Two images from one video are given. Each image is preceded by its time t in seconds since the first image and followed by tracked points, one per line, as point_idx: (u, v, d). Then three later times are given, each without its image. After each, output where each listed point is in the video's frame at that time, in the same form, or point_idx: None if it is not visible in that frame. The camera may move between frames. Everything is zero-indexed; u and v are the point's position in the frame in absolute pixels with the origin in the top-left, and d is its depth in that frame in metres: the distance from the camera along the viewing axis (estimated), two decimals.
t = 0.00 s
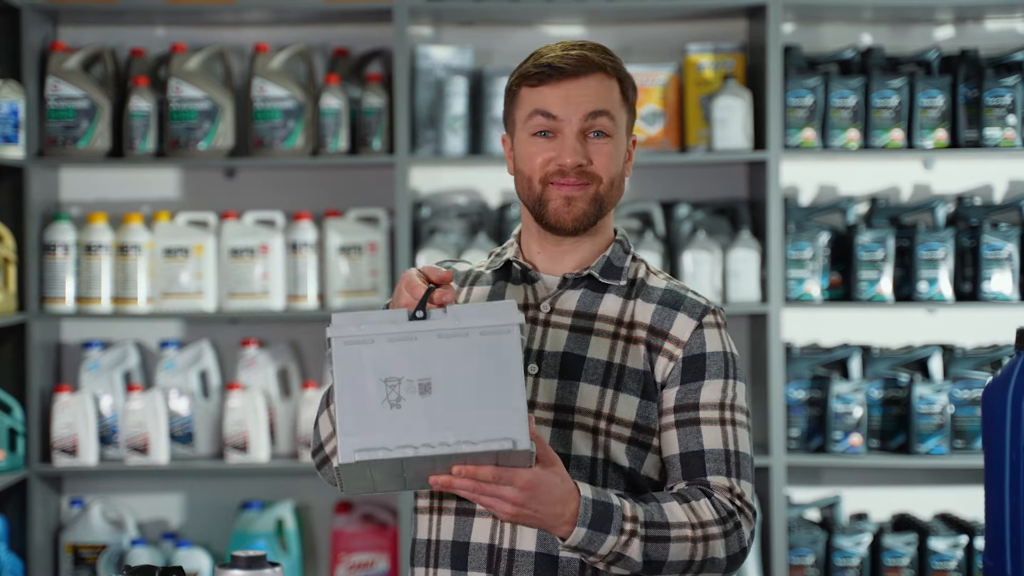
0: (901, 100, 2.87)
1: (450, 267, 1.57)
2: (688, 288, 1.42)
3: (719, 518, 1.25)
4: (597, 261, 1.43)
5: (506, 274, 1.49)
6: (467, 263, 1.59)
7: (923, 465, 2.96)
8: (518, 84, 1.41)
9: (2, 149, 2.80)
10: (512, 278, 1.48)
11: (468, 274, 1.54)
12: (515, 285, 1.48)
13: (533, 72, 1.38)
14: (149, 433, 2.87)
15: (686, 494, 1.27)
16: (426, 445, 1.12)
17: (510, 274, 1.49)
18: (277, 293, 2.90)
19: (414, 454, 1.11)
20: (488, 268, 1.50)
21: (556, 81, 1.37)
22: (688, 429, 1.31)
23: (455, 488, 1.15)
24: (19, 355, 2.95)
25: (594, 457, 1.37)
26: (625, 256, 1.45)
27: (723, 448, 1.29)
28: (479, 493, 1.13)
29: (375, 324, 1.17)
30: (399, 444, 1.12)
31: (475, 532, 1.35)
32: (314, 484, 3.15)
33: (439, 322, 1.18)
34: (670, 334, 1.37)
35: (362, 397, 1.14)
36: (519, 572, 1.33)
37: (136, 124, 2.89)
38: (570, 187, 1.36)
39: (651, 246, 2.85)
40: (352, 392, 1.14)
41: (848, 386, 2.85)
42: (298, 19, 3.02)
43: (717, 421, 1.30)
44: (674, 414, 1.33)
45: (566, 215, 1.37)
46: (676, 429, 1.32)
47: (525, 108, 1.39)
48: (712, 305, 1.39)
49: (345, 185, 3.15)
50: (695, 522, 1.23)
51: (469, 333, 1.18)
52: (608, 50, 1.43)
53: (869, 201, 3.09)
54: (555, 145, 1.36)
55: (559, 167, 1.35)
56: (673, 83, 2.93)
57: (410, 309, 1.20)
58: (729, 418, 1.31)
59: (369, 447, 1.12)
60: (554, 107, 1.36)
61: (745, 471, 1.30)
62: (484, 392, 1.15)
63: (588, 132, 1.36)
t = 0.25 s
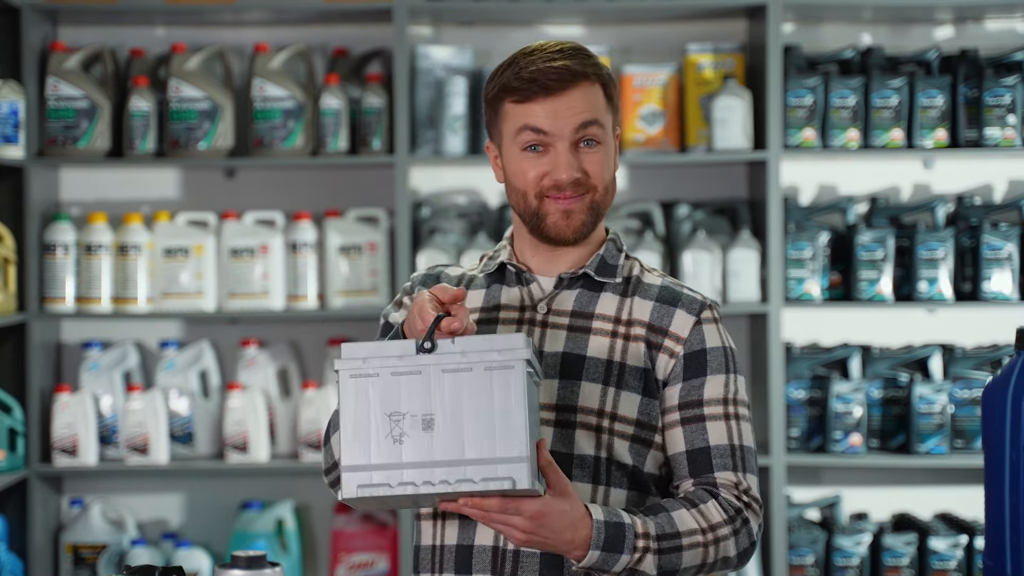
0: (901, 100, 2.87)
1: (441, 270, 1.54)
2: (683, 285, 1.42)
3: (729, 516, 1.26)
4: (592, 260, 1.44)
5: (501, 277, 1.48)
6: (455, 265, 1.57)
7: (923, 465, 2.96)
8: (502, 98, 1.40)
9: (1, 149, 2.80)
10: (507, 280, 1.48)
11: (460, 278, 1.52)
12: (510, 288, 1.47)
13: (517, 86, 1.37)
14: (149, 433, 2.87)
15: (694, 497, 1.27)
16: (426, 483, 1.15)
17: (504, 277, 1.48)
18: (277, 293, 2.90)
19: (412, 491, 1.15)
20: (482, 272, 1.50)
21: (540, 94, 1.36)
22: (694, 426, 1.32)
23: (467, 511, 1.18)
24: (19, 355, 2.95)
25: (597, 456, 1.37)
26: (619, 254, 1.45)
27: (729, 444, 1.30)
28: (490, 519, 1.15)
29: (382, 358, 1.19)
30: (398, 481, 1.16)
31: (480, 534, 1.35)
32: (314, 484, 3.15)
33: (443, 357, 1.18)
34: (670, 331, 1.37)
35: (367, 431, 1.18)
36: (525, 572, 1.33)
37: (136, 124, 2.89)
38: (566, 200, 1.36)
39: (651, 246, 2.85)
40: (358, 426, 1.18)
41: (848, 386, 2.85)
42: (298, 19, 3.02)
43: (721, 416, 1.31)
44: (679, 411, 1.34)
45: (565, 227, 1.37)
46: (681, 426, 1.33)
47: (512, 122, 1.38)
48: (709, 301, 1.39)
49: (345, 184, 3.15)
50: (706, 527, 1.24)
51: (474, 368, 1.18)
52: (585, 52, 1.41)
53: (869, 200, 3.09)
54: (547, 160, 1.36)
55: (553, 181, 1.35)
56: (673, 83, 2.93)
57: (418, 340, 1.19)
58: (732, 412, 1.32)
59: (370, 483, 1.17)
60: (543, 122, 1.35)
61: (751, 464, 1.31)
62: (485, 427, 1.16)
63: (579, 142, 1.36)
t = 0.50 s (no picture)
0: (901, 100, 2.87)
1: (438, 271, 1.54)
2: (681, 282, 1.43)
3: (731, 515, 1.27)
4: (590, 259, 1.43)
5: (499, 278, 1.48)
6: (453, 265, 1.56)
7: (923, 465, 2.95)
8: (496, 92, 1.40)
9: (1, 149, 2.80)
10: (505, 281, 1.47)
11: (458, 279, 1.52)
12: (508, 289, 1.47)
13: (510, 79, 1.38)
14: (149, 434, 2.87)
15: (695, 497, 1.27)
16: (428, 491, 1.18)
17: (503, 277, 1.48)
18: (277, 293, 2.90)
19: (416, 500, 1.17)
20: (479, 272, 1.49)
21: (533, 87, 1.36)
22: (695, 424, 1.32)
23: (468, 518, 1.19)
24: (19, 355, 2.95)
25: (597, 456, 1.37)
26: (616, 253, 1.46)
27: (730, 441, 1.31)
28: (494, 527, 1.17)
29: (383, 366, 1.20)
30: (401, 490, 1.18)
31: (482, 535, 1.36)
32: (314, 484, 3.15)
33: (446, 365, 1.19)
34: (669, 330, 1.38)
35: (369, 440, 1.19)
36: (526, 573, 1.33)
37: (136, 124, 2.89)
38: (561, 191, 1.36)
39: (651, 246, 2.85)
40: (360, 434, 1.19)
41: (848, 386, 2.85)
42: (298, 19, 3.02)
43: (722, 414, 1.32)
44: (680, 409, 1.34)
45: (561, 218, 1.37)
46: (682, 425, 1.33)
47: (507, 116, 1.38)
48: (707, 298, 1.40)
49: (345, 184, 3.15)
50: (707, 527, 1.25)
51: (476, 375, 1.19)
52: (580, 48, 1.42)
53: (868, 201, 3.09)
54: (541, 151, 1.35)
55: (548, 173, 1.35)
56: (673, 83, 2.93)
57: (420, 348, 1.19)
58: (733, 410, 1.32)
59: (373, 492, 1.18)
60: (536, 114, 1.35)
61: (751, 461, 1.32)
62: (488, 435, 1.17)
63: (573, 134, 1.36)
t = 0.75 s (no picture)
0: (901, 100, 2.87)
1: (439, 269, 1.53)
2: (683, 283, 1.43)
3: (734, 513, 1.27)
4: (593, 259, 1.43)
5: (501, 277, 1.48)
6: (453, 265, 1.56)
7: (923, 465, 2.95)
8: (498, 93, 1.39)
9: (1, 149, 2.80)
10: (507, 280, 1.47)
11: (459, 277, 1.51)
12: (510, 288, 1.46)
13: (513, 82, 1.37)
14: (149, 434, 2.87)
15: (698, 494, 1.29)
16: (437, 493, 1.18)
17: (504, 276, 1.47)
18: (277, 293, 2.91)
19: (425, 502, 1.18)
20: (480, 272, 1.49)
21: (534, 91, 1.36)
22: (695, 424, 1.33)
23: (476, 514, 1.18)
24: (19, 355, 2.95)
25: (600, 456, 1.36)
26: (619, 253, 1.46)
27: (731, 440, 1.31)
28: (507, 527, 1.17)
29: (385, 369, 1.20)
30: (410, 493, 1.18)
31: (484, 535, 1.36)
32: (314, 484, 3.15)
33: (449, 365, 1.20)
34: (671, 329, 1.38)
35: (375, 443, 1.20)
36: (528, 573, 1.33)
37: (136, 124, 2.89)
38: (557, 196, 1.36)
39: (651, 246, 2.85)
40: (366, 437, 1.20)
41: (848, 386, 2.85)
42: (298, 19, 3.02)
43: (722, 414, 1.32)
44: (681, 408, 1.35)
45: (555, 224, 1.37)
46: (683, 424, 1.34)
47: (508, 119, 1.38)
48: (709, 299, 1.40)
49: (345, 184, 3.15)
50: (711, 524, 1.25)
51: (481, 374, 1.20)
52: (584, 51, 1.41)
53: (868, 201, 3.09)
54: (539, 157, 1.35)
55: (544, 179, 1.35)
56: (673, 83, 2.93)
57: (422, 348, 1.20)
58: (734, 410, 1.32)
59: (381, 495, 1.19)
60: (535, 118, 1.35)
61: (751, 462, 1.32)
62: (494, 434, 1.18)
63: (572, 141, 1.36)
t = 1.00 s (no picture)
0: (901, 100, 2.87)
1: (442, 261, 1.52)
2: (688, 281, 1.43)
3: (737, 505, 1.28)
4: (600, 258, 1.43)
5: (507, 274, 1.47)
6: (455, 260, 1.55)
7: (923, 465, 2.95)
8: (502, 90, 1.40)
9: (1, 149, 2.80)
10: (513, 278, 1.46)
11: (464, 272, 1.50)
12: (516, 286, 1.46)
13: (516, 79, 1.37)
14: (149, 434, 2.87)
15: (701, 485, 1.29)
16: (461, 479, 1.13)
17: (510, 274, 1.47)
18: (277, 293, 2.91)
19: (449, 488, 1.12)
20: (486, 268, 1.48)
21: (537, 88, 1.36)
22: (694, 414, 1.34)
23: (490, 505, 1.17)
24: (19, 355, 2.95)
25: (607, 456, 1.36)
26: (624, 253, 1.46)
27: (729, 433, 1.32)
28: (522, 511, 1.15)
29: (398, 353, 1.17)
30: (432, 480, 1.13)
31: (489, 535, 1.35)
32: (314, 484, 3.15)
33: (463, 346, 1.17)
34: (677, 325, 1.38)
35: (391, 431, 1.14)
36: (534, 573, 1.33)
37: (136, 124, 2.89)
38: (557, 194, 1.36)
39: (651, 246, 2.85)
40: (380, 425, 1.14)
41: (848, 386, 2.85)
42: (298, 19, 3.02)
43: (722, 408, 1.33)
44: (681, 400, 1.36)
45: (554, 221, 1.37)
46: (682, 415, 1.35)
47: (510, 115, 1.38)
48: (714, 297, 1.40)
49: (345, 184, 3.15)
50: (716, 512, 1.26)
51: (497, 355, 1.17)
52: (591, 50, 1.41)
53: (868, 201, 3.09)
54: (540, 154, 1.35)
55: (544, 176, 1.35)
56: (673, 83, 2.93)
57: (433, 331, 1.17)
58: (734, 405, 1.34)
59: (401, 485, 1.13)
60: (537, 115, 1.35)
61: (749, 456, 1.34)
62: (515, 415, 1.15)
63: (573, 139, 1.36)
